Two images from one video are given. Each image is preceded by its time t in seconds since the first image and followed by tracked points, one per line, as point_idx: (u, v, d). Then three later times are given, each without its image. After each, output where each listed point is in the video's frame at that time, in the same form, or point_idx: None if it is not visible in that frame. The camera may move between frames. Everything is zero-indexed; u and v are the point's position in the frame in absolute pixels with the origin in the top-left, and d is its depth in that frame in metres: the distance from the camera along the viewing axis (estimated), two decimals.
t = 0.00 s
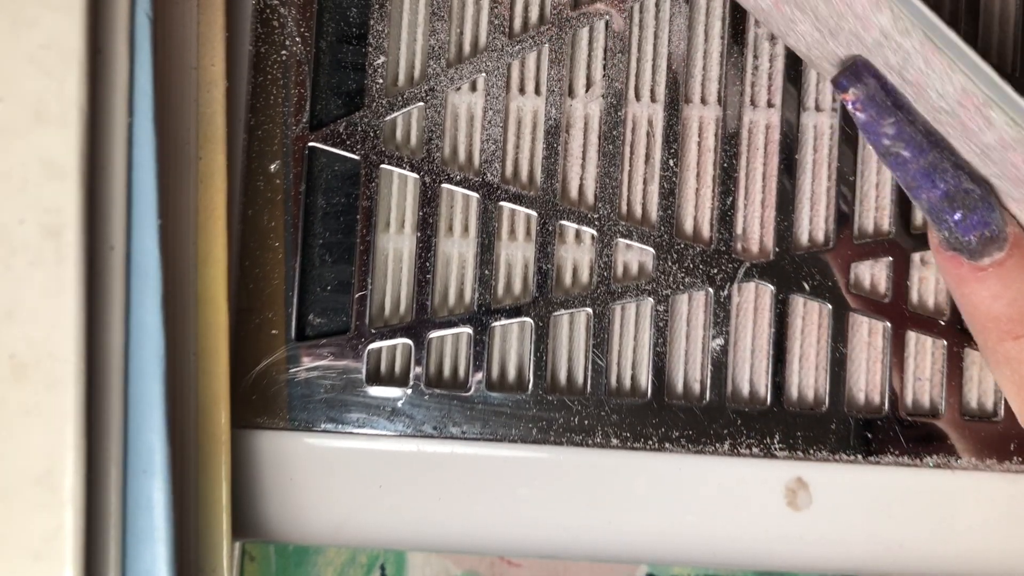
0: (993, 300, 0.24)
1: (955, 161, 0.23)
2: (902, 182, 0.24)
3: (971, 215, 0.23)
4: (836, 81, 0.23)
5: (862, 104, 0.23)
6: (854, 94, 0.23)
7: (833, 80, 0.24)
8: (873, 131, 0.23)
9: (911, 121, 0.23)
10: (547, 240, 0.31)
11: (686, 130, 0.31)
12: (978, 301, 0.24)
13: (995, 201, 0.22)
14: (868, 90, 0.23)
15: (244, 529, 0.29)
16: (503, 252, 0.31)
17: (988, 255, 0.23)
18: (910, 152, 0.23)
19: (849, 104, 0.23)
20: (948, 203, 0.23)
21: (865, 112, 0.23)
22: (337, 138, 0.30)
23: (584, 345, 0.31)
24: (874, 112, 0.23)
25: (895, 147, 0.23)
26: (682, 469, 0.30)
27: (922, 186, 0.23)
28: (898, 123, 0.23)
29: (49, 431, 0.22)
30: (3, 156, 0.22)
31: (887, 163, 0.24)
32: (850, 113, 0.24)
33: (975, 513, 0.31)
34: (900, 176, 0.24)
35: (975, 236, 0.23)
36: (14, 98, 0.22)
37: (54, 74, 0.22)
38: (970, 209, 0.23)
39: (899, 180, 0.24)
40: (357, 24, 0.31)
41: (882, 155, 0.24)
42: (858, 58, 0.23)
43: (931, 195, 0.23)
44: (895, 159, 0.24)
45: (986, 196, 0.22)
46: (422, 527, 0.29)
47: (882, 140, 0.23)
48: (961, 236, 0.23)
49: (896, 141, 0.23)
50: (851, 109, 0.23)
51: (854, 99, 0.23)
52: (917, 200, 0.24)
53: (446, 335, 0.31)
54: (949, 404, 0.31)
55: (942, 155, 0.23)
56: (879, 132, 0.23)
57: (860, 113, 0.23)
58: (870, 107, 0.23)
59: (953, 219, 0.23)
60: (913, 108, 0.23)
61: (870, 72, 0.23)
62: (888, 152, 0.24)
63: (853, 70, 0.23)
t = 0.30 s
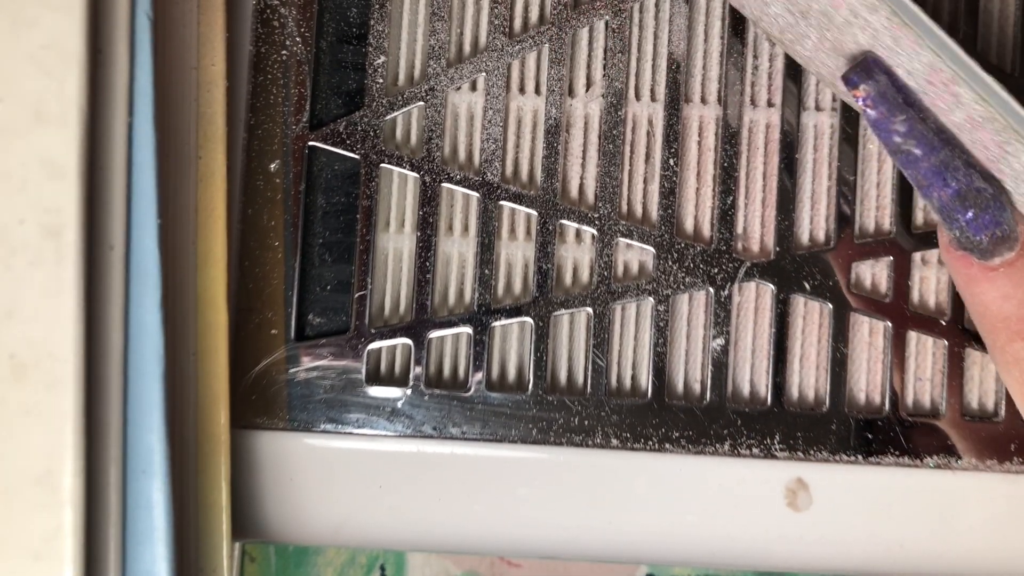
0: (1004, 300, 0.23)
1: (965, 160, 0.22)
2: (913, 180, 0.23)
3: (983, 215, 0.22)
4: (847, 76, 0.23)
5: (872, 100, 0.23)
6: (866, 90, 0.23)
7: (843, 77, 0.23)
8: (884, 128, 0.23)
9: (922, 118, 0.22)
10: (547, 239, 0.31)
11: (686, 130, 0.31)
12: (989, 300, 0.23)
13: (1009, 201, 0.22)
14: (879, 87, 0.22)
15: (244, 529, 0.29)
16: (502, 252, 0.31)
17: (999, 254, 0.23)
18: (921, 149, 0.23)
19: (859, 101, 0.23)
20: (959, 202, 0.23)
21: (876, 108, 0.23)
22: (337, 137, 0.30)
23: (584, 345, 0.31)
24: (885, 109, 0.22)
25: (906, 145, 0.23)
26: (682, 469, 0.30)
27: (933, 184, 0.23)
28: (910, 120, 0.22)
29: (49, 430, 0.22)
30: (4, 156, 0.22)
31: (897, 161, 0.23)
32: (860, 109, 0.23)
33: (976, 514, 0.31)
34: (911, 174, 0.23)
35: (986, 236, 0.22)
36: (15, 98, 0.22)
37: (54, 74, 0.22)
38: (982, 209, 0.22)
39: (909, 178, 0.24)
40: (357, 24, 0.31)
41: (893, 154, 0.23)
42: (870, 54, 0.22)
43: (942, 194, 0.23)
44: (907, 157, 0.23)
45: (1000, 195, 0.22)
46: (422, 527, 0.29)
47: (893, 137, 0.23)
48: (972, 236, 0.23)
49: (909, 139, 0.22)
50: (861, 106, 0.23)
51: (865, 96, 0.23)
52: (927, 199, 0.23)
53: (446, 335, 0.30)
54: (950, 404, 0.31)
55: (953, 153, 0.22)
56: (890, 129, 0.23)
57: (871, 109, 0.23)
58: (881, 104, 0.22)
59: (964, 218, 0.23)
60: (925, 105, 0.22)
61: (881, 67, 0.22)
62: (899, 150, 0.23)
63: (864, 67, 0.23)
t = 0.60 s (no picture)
0: None
1: None
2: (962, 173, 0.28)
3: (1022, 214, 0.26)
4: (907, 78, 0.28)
5: (933, 87, 0.27)
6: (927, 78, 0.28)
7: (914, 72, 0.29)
8: (939, 116, 0.28)
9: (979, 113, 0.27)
10: (547, 239, 0.31)
11: (685, 130, 0.31)
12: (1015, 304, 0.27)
13: None
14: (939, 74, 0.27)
15: (243, 529, 0.29)
16: (502, 252, 0.31)
17: None
18: (974, 141, 0.27)
19: (921, 88, 0.28)
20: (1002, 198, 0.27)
21: (935, 96, 0.27)
22: (337, 138, 0.30)
23: (584, 345, 0.31)
24: (943, 96, 0.27)
25: (958, 135, 0.27)
26: (682, 469, 0.30)
27: (981, 179, 0.27)
28: (967, 113, 0.27)
29: (48, 430, 0.22)
30: (4, 156, 0.22)
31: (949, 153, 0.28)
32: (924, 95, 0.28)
33: (977, 514, 0.31)
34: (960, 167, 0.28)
35: None
36: (15, 98, 0.22)
37: (54, 74, 0.22)
38: None
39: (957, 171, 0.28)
40: (357, 25, 0.31)
41: (945, 146, 0.28)
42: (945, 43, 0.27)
43: (987, 189, 0.27)
44: (952, 148, 0.28)
45: None
46: (422, 527, 0.29)
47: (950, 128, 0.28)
48: (1011, 237, 0.26)
49: (965, 128, 0.27)
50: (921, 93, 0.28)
51: (927, 82, 0.28)
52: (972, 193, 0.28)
53: (446, 336, 0.30)
54: (950, 404, 0.31)
55: (1000, 151, 0.27)
56: (945, 118, 0.27)
57: (929, 96, 0.28)
58: (942, 90, 0.27)
59: (1005, 216, 0.27)
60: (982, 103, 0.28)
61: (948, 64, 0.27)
62: (953, 140, 0.28)
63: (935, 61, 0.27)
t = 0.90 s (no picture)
0: (985, 294, 0.27)
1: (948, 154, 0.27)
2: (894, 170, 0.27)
3: (962, 209, 0.27)
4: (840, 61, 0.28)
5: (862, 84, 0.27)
6: (854, 76, 0.28)
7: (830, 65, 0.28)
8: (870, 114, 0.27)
9: (903, 113, 0.27)
10: (547, 239, 0.31)
11: (685, 130, 0.31)
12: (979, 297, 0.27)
13: (983, 203, 0.27)
14: (863, 74, 0.27)
15: (244, 529, 0.29)
16: (502, 252, 0.31)
17: (978, 252, 0.27)
18: (903, 139, 0.27)
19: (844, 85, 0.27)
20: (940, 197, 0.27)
21: (865, 94, 0.27)
22: (337, 138, 0.30)
23: (584, 344, 0.31)
24: (873, 95, 0.27)
25: (889, 132, 0.27)
26: (683, 469, 0.30)
27: (916, 176, 0.27)
28: (893, 112, 0.27)
29: (49, 430, 0.22)
30: (5, 156, 0.22)
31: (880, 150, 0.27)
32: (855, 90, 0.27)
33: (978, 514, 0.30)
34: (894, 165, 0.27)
35: (964, 232, 0.27)
36: (14, 98, 0.22)
37: (54, 74, 0.22)
38: (960, 203, 0.27)
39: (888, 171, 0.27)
40: (356, 25, 0.31)
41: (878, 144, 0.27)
42: (856, 45, 0.28)
43: (924, 188, 0.27)
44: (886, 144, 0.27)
45: (978, 196, 0.27)
46: (422, 527, 0.29)
47: (881, 123, 0.27)
48: (948, 232, 0.27)
49: (893, 126, 0.27)
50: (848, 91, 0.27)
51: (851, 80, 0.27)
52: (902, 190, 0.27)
53: (446, 335, 0.31)
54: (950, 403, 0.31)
55: (931, 147, 0.27)
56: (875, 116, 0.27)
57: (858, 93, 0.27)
58: (869, 88, 0.27)
59: (943, 214, 0.27)
60: (906, 105, 0.27)
61: (865, 60, 0.28)
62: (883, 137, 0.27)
63: (853, 56, 0.28)
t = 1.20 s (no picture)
0: (951, 348, 0.28)
1: (915, 209, 0.28)
2: (862, 226, 0.28)
3: (933, 264, 0.28)
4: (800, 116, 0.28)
5: (827, 139, 0.27)
6: (819, 129, 0.27)
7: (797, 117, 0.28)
8: (838, 168, 0.27)
9: (872, 166, 0.27)
10: (547, 240, 0.31)
11: (685, 130, 0.31)
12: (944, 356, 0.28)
13: (953, 257, 0.28)
14: (832, 127, 0.27)
15: (244, 529, 0.29)
16: (502, 252, 0.31)
17: (947, 305, 0.28)
18: (871, 193, 0.27)
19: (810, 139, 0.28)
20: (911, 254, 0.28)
21: (831, 149, 0.27)
22: (337, 138, 0.30)
23: (584, 344, 0.31)
24: (839, 150, 0.27)
25: (856, 187, 0.27)
26: (682, 469, 0.30)
27: (885, 231, 0.27)
28: (861, 165, 0.27)
29: (49, 430, 0.22)
30: (4, 156, 0.22)
31: (849, 206, 0.27)
32: (818, 144, 0.27)
33: (977, 513, 0.31)
34: (861, 221, 0.28)
35: (933, 285, 0.28)
36: (14, 98, 0.22)
37: (54, 74, 0.22)
38: (930, 258, 0.28)
39: (857, 227, 0.28)
40: (356, 24, 0.31)
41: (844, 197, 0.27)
42: (824, 97, 0.28)
43: (892, 241, 0.27)
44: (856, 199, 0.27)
45: (945, 249, 0.28)
46: (422, 527, 0.29)
47: (849, 176, 0.27)
48: (920, 285, 0.28)
49: (862, 180, 0.27)
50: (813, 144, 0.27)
51: (817, 135, 0.27)
52: (874, 246, 0.28)
53: (446, 335, 0.31)
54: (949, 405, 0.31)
55: (898, 202, 0.27)
56: (843, 170, 0.27)
57: (825, 149, 0.27)
58: (837, 141, 0.27)
59: (911, 267, 0.28)
60: (872, 156, 0.28)
61: (833, 111, 0.28)
62: (851, 193, 0.27)
63: (818, 107, 0.28)
